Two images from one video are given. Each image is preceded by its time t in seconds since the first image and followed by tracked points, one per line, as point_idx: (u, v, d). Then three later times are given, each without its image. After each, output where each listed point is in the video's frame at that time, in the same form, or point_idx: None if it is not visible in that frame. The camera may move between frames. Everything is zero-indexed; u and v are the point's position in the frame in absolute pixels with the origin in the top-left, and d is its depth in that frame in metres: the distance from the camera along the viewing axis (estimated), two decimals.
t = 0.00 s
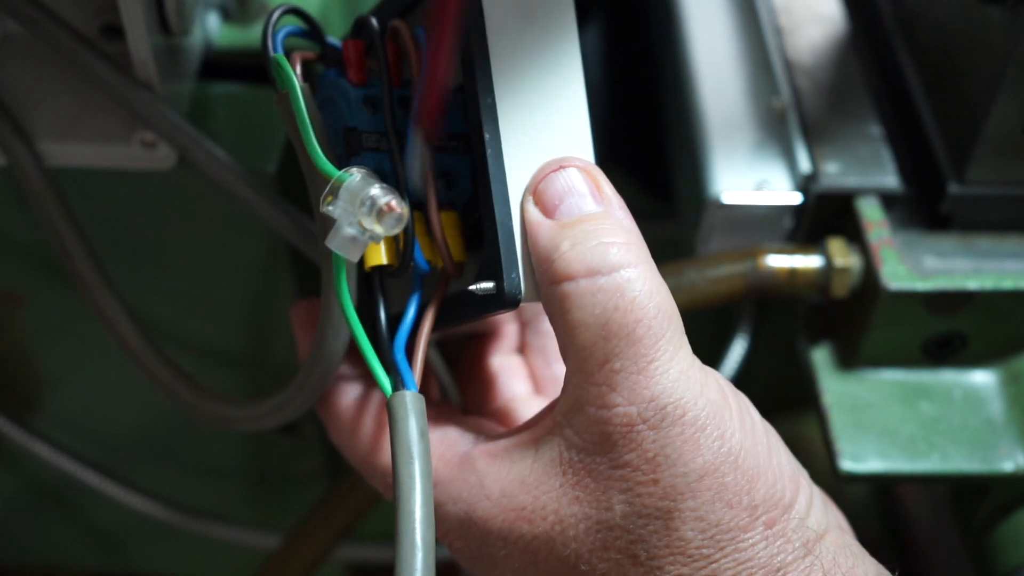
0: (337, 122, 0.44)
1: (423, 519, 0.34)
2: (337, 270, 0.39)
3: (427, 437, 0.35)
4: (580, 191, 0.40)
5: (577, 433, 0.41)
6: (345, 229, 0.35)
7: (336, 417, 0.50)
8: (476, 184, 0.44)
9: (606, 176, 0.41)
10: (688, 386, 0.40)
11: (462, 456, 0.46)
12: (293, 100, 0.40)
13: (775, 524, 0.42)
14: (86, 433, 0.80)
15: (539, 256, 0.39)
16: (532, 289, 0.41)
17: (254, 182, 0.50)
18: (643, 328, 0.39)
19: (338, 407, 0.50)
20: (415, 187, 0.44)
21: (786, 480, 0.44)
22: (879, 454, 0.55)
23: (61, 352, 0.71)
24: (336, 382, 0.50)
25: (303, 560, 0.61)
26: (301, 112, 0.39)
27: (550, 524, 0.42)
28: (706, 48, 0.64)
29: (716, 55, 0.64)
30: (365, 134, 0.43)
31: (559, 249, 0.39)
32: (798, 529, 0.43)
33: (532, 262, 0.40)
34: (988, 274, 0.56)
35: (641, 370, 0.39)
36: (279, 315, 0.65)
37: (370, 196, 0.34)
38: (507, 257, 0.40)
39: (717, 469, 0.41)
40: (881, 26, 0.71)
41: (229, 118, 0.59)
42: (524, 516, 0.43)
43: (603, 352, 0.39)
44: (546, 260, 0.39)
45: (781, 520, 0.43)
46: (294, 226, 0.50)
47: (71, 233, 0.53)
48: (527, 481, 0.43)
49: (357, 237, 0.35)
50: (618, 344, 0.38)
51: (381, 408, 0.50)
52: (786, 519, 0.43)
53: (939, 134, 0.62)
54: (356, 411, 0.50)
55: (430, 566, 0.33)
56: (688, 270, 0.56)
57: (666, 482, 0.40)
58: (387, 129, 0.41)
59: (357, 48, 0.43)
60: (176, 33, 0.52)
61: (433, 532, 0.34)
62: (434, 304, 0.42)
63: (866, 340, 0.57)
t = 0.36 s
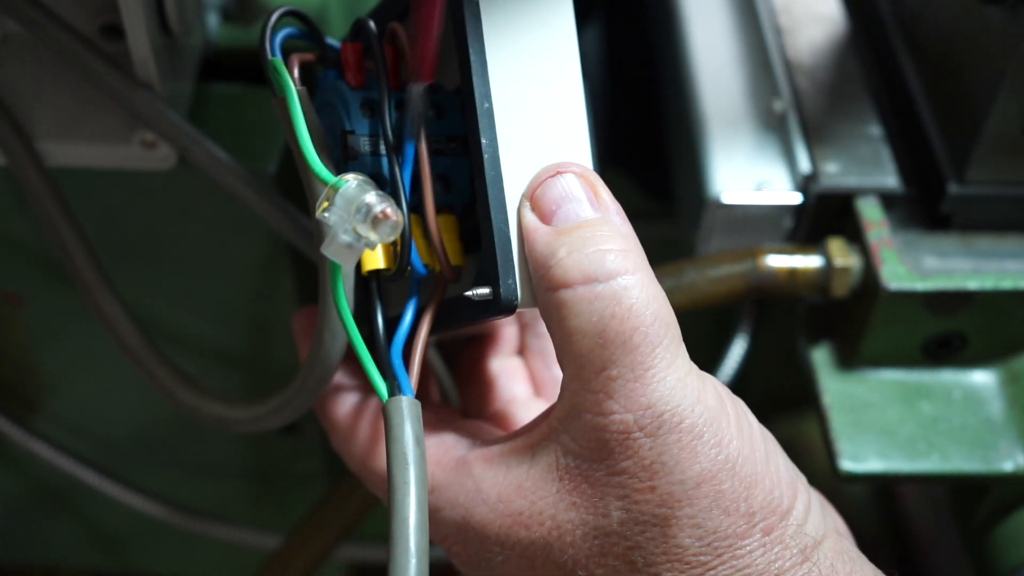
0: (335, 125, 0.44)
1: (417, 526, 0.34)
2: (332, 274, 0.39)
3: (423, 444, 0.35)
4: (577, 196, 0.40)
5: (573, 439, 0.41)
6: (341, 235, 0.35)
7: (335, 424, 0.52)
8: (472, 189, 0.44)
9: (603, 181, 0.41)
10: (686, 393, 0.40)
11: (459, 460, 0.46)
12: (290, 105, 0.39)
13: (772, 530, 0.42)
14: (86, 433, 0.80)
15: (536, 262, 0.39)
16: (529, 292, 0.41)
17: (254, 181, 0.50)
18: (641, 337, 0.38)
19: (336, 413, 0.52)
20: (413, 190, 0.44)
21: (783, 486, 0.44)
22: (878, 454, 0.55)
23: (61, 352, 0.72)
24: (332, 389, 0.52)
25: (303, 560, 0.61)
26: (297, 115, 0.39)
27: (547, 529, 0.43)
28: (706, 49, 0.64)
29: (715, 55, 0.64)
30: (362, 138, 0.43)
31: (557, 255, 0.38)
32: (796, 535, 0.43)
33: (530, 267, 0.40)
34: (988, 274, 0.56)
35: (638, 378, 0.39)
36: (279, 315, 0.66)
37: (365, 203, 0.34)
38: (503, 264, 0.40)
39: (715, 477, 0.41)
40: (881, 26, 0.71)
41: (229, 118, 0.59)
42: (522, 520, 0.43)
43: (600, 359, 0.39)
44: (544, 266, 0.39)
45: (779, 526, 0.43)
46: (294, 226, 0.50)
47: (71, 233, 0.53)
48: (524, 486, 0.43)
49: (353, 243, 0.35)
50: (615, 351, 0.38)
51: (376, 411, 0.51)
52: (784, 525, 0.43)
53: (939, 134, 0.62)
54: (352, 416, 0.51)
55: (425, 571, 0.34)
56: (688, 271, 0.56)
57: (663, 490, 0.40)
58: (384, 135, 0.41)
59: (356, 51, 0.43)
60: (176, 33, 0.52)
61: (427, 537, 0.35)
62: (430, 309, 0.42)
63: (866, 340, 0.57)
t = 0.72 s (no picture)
0: (350, 118, 0.44)
1: (417, 516, 0.34)
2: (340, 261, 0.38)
3: (424, 432, 0.35)
4: (584, 193, 0.40)
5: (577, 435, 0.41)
6: (350, 219, 0.35)
7: (338, 418, 0.52)
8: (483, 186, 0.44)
9: (611, 178, 0.41)
10: (690, 389, 0.40)
11: (462, 455, 0.46)
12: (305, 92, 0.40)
13: (775, 528, 0.42)
14: (86, 433, 0.80)
15: (544, 258, 0.39)
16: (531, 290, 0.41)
17: (254, 181, 0.50)
18: (646, 333, 0.39)
19: (339, 407, 0.52)
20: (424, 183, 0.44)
21: (786, 484, 0.44)
22: (878, 454, 0.55)
23: (61, 352, 0.72)
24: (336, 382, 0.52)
25: (303, 560, 0.61)
26: (313, 102, 0.40)
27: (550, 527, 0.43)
28: (706, 49, 0.64)
29: (715, 54, 0.64)
30: (376, 129, 0.43)
31: (563, 251, 0.39)
32: (799, 532, 0.43)
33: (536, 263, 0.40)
34: (988, 274, 0.56)
35: (643, 374, 0.39)
36: (280, 315, 0.66)
37: (376, 186, 0.34)
38: (511, 258, 0.40)
39: (718, 474, 0.41)
40: (881, 27, 0.71)
41: (229, 118, 0.59)
42: (524, 518, 0.43)
43: (605, 355, 0.39)
44: (550, 262, 0.39)
45: (781, 524, 0.43)
46: (295, 227, 0.50)
47: (71, 233, 0.53)
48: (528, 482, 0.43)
49: (361, 228, 0.35)
50: (621, 347, 0.39)
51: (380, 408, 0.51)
52: (787, 523, 0.43)
53: (939, 134, 0.62)
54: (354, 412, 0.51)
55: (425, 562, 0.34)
56: (688, 270, 0.56)
57: (667, 486, 0.40)
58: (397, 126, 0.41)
59: (374, 43, 0.44)
60: (176, 33, 0.52)
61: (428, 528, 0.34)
62: (437, 300, 0.42)
63: (866, 340, 0.57)
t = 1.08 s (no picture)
0: (331, 131, 0.44)
1: (404, 539, 0.34)
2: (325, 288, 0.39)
3: (412, 453, 0.35)
4: (568, 207, 0.40)
5: (566, 451, 0.41)
6: (330, 247, 0.35)
7: (333, 428, 0.53)
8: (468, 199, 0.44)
9: (594, 192, 0.41)
10: (678, 407, 0.40)
11: (455, 469, 0.46)
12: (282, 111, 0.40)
13: (766, 540, 0.43)
14: (86, 433, 0.80)
15: (527, 273, 0.39)
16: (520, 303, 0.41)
17: (253, 181, 0.50)
18: (634, 351, 0.38)
19: (334, 417, 0.52)
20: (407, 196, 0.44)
21: (778, 496, 0.44)
22: (879, 454, 0.55)
23: (61, 352, 0.72)
24: (328, 394, 0.53)
25: (303, 561, 0.61)
26: (289, 122, 0.40)
27: (540, 542, 0.43)
28: (706, 49, 0.64)
29: (714, 55, 0.64)
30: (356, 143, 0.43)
31: (547, 268, 0.38)
32: (790, 543, 0.44)
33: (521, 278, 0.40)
34: (988, 274, 0.56)
35: (631, 392, 0.39)
36: (280, 316, 0.65)
37: (355, 215, 0.34)
38: (494, 272, 0.40)
39: (708, 490, 0.41)
40: (881, 27, 0.71)
41: (229, 118, 0.59)
42: (515, 532, 0.43)
43: (593, 374, 0.39)
44: (534, 279, 0.39)
45: (773, 536, 0.43)
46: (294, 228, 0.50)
47: (71, 233, 0.53)
48: (519, 495, 0.43)
49: (341, 255, 0.35)
50: (608, 365, 0.38)
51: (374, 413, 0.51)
52: (779, 534, 0.43)
53: (939, 134, 0.62)
54: (349, 419, 0.52)
55: None
56: (688, 270, 0.56)
57: (656, 503, 0.40)
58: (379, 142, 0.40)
59: (353, 55, 0.43)
60: (176, 33, 0.52)
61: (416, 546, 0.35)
62: (422, 319, 0.42)
63: (866, 340, 0.57)
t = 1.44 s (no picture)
0: (345, 126, 0.44)
1: (410, 532, 0.34)
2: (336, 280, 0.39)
3: (419, 445, 0.35)
4: (582, 206, 0.40)
5: (575, 448, 0.41)
6: (344, 236, 0.35)
7: (338, 427, 0.52)
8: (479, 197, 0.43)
9: (608, 192, 0.41)
10: (688, 405, 0.40)
11: (460, 468, 0.46)
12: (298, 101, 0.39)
13: (772, 542, 0.43)
14: (86, 433, 0.80)
15: (540, 272, 0.39)
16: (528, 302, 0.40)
17: (254, 181, 0.50)
18: (645, 349, 0.38)
19: (339, 415, 0.52)
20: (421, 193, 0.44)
21: (785, 498, 0.44)
22: (879, 454, 0.55)
23: (60, 352, 0.72)
24: (332, 391, 0.53)
25: (303, 561, 0.61)
26: (305, 111, 0.39)
27: (547, 541, 0.43)
28: (707, 49, 0.64)
29: (715, 55, 0.64)
30: (371, 139, 0.43)
31: (560, 266, 0.38)
32: (797, 545, 0.44)
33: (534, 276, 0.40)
34: (988, 274, 0.56)
35: (642, 390, 0.39)
36: (280, 316, 0.65)
37: (370, 204, 0.34)
38: (507, 271, 0.40)
39: (716, 489, 0.41)
40: (881, 27, 0.71)
41: (229, 117, 0.59)
42: (521, 530, 0.43)
43: (603, 370, 0.39)
44: (547, 277, 0.39)
45: (779, 538, 0.43)
46: (295, 228, 0.50)
47: (71, 233, 0.53)
48: (525, 493, 0.43)
49: (355, 245, 0.35)
50: (619, 362, 0.38)
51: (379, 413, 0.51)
52: (785, 537, 0.43)
53: (939, 134, 0.62)
54: (354, 418, 0.52)
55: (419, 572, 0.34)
56: (689, 270, 0.56)
57: (665, 501, 0.40)
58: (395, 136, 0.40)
59: (370, 52, 0.44)
60: (176, 33, 0.52)
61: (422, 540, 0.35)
62: (433, 312, 0.42)
63: (866, 340, 0.57)
